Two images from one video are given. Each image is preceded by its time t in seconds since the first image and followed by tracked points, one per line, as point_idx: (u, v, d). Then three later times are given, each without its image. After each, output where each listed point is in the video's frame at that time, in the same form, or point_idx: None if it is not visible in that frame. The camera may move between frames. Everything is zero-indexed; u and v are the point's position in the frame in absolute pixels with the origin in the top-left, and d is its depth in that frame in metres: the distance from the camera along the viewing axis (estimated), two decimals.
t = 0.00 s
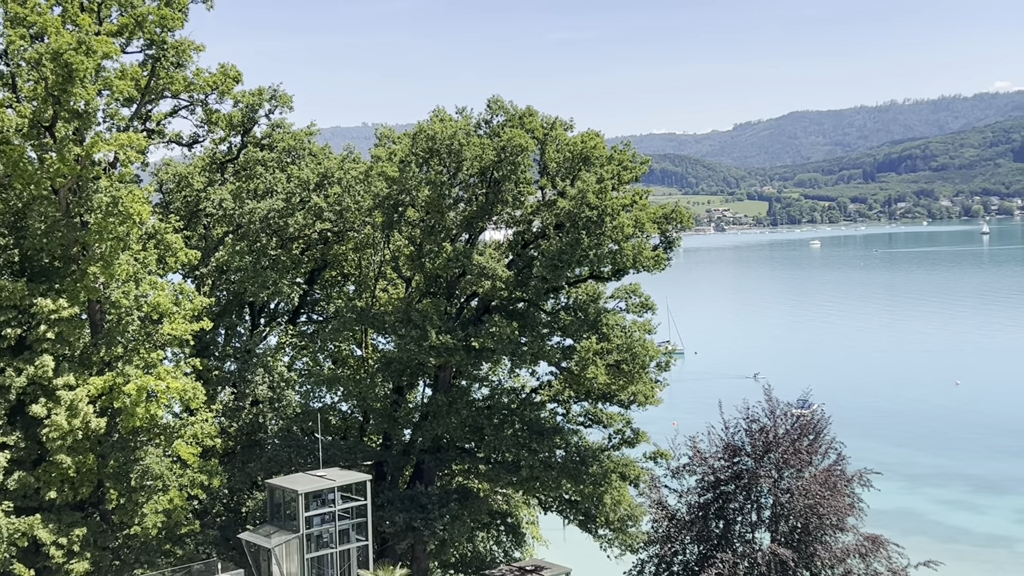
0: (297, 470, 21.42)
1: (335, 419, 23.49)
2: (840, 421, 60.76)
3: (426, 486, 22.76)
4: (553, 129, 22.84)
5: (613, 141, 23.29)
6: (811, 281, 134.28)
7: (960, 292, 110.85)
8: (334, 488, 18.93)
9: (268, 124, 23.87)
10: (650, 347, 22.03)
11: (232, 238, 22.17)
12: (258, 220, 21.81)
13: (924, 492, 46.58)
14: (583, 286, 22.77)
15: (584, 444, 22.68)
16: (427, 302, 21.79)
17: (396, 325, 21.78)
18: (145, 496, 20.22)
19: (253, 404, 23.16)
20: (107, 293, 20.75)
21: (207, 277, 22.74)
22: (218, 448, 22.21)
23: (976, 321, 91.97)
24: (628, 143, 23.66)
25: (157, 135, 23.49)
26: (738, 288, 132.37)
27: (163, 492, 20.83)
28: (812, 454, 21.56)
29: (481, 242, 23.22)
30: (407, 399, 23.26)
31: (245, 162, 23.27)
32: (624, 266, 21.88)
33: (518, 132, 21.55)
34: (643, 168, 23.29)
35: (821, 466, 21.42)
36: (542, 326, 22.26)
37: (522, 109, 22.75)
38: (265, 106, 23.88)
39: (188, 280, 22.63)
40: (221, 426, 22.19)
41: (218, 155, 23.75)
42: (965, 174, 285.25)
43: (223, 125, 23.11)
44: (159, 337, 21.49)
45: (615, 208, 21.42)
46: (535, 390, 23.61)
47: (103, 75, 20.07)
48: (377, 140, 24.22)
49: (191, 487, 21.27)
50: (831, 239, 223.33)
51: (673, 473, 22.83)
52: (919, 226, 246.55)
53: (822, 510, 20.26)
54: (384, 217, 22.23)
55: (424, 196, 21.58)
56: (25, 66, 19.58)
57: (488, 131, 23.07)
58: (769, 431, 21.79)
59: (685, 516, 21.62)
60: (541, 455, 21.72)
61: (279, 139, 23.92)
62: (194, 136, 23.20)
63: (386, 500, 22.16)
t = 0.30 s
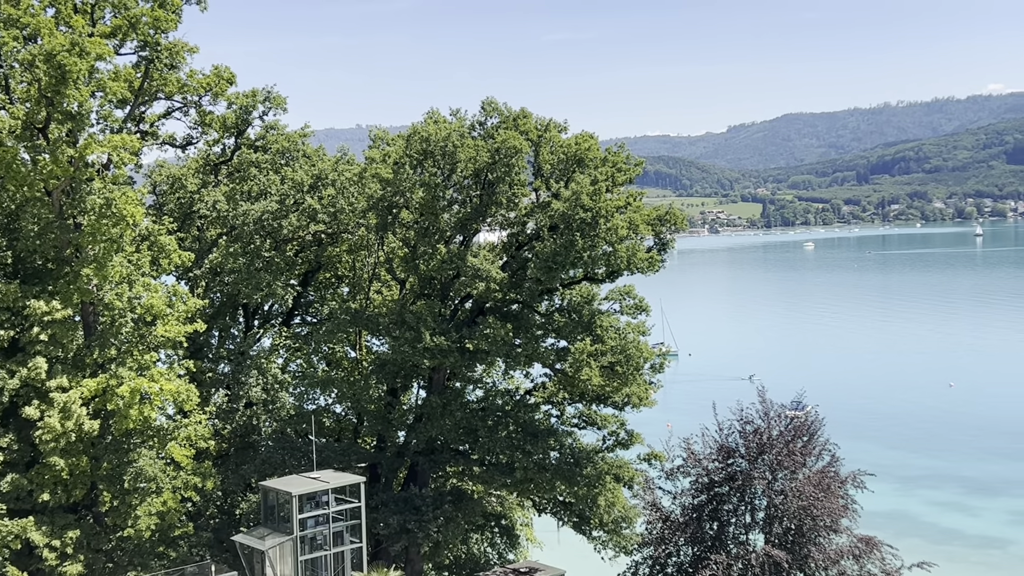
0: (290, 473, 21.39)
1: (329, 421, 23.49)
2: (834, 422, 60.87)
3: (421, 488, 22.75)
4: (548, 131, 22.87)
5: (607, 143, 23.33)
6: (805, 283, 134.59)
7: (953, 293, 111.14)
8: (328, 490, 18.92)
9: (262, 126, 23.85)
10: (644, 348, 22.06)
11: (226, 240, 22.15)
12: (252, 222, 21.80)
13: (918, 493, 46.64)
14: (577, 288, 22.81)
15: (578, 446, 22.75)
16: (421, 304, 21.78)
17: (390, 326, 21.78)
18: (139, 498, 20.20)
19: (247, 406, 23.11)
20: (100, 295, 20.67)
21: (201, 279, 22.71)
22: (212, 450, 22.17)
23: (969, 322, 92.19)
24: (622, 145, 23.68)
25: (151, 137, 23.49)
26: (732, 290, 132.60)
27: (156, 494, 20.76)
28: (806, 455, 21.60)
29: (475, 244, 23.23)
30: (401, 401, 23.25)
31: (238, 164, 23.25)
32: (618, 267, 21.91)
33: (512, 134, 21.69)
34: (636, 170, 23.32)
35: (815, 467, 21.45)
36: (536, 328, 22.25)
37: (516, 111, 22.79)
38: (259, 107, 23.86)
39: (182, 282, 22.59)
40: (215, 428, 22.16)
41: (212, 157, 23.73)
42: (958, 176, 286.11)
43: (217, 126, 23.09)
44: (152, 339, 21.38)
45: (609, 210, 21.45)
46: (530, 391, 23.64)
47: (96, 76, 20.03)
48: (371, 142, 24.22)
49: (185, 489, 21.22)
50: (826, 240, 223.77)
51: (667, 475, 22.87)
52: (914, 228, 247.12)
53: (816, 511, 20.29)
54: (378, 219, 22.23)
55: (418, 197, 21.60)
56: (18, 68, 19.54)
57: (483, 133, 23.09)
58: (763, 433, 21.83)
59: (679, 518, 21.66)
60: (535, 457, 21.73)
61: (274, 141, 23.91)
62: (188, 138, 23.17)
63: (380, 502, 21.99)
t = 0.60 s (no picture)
0: (282, 474, 21.35)
1: (321, 423, 23.46)
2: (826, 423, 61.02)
3: (413, 490, 22.72)
4: (540, 132, 22.88)
5: (598, 145, 23.34)
6: (796, 284, 134.93)
7: (944, 295, 111.52)
8: (320, 492, 18.90)
9: (253, 127, 23.81)
10: (636, 350, 22.07)
11: (217, 242, 22.11)
12: (244, 224, 21.76)
13: (910, 494, 46.73)
14: (569, 290, 22.84)
15: (571, 447, 22.73)
16: (413, 305, 21.74)
17: (382, 328, 21.75)
18: (130, 500, 20.13)
19: (239, 408, 23.06)
20: (91, 297, 20.56)
21: (192, 281, 22.64)
22: (204, 452, 22.10)
23: (961, 323, 92.50)
24: (614, 147, 23.70)
25: (142, 139, 23.46)
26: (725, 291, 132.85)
27: (148, 496, 20.64)
28: (798, 457, 21.62)
29: (467, 245, 23.21)
30: (393, 402, 23.23)
31: (230, 165, 23.21)
32: (610, 269, 21.93)
33: (504, 136, 21.63)
34: (628, 171, 23.33)
35: (806, 468, 21.48)
36: (528, 329, 22.25)
37: (508, 113, 22.78)
38: (251, 108, 23.84)
39: (173, 284, 22.53)
40: (207, 430, 22.10)
41: (203, 158, 23.71)
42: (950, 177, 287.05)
43: (208, 128, 23.03)
44: (144, 341, 21.24)
45: (601, 211, 21.47)
46: (522, 393, 23.65)
47: (87, 77, 19.97)
48: (363, 143, 24.20)
49: (176, 491, 21.13)
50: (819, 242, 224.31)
51: (659, 476, 22.87)
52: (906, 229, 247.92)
53: (808, 512, 20.30)
54: (370, 220, 22.20)
55: (410, 199, 21.57)
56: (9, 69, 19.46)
57: (475, 134, 23.07)
58: (755, 434, 21.83)
59: (671, 519, 21.66)
60: (527, 458, 21.73)
61: (265, 142, 23.88)
62: (179, 139, 23.12)
63: (372, 504, 21.95)
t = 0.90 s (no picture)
0: (271, 477, 21.30)
1: (311, 425, 23.42)
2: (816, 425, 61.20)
3: (403, 492, 22.66)
4: (530, 134, 22.90)
5: (589, 146, 23.35)
6: (786, 286, 135.37)
7: (933, 297, 112.05)
8: (309, 494, 18.87)
9: (243, 128, 23.76)
10: (626, 351, 22.11)
11: (207, 243, 22.04)
12: (233, 226, 21.69)
13: (900, 495, 46.89)
14: (559, 291, 22.89)
15: (561, 449, 22.74)
16: (404, 307, 21.71)
17: (372, 330, 21.72)
18: (119, 502, 20.03)
19: (228, 410, 22.98)
20: (80, 299, 20.47)
21: (182, 283, 22.56)
22: (193, 454, 22.01)
23: (949, 324, 92.95)
24: (604, 148, 23.70)
25: (131, 140, 23.38)
26: (717, 293, 133.09)
27: (136, 499, 20.54)
28: (788, 458, 21.64)
29: (458, 247, 23.18)
30: (383, 404, 23.19)
31: (219, 167, 23.15)
32: (600, 271, 21.95)
33: (494, 138, 21.61)
34: (619, 173, 23.36)
35: (796, 469, 21.50)
36: (518, 331, 22.24)
37: (499, 115, 22.76)
38: (241, 109, 23.79)
39: (162, 285, 22.43)
40: (196, 432, 22.01)
41: (192, 159, 23.65)
42: (940, 179, 288.30)
43: (198, 129, 22.96)
44: (133, 343, 21.16)
45: (591, 213, 21.49)
46: (512, 394, 23.65)
47: (76, 79, 19.90)
48: (353, 144, 24.17)
49: (166, 493, 21.01)
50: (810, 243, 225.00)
51: (649, 478, 22.87)
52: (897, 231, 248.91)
53: (797, 513, 20.34)
54: (360, 222, 22.15)
55: (400, 201, 21.56)
56: None
57: (465, 136, 23.06)
58: (745, 436, 21.85)
59: (661, 520, 21.69)
60: (518, 460, 21.72)
61: (255, 143, 23.84)
62: (169, 141, 23.05)
63: (362, 506, 21.89)
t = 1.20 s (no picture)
0: (259, 479, 21.22)
1: (299, 428, 23.35)
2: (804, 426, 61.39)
3: (391, 494, 22.62)
4: (518, 136, 22.95)
5: (577, 148, 23.39)
6: (772, 287, 135.91)
7: (919, 299, 112.69)
8: (297, 497, 18.80)
9: (230, 130, 23.69)
10: (614, 353, 22.16)
11: (194, 245, 21.96)
12: (220, 227, 21.61)
13: (887, 495, 47.07)
14: (547, 293, 22.91)
15: (549, 450, 22.77)
16: (392, 308, 21.69)
17: (360, 332, 21.68)
18: (105, 505, 19.90)
19: (216, 412, 22.86)
20: (66, 301, 20.37)
21: (169, 285, 22.46)
22: (180, 457, 21.87)
23: (935, 326, 93.45)
24: (592, 151, 23.74)
25: (118, 141, 23.28)
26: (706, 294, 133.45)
27: (123, 501, 20.41)
28: (775, 459, 21.70)
29: (446, 248, 23.17)
30: (371, 406, 23.15)
31: (207, 168, 23.09)
32: (588, 272, 22.00)
33: (483, 140, 21.63)
34: (606, 175, 23.47)
35: (783, 471, 21.55)
36: (506, 333, 22.24)
37: (487, 117, 22.78)
38: (228, 111, 23.71)
39: (149, 288, 22.31)
40: (183, 434, 21.89)
41: (180, 161, 23.58)
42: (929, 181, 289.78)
43: (185, 130, 22.88)
44: (120, 345, 21.04)
45: (579, 215, 21.54)
46: (500, 396, 23.66)
47: (63, 80, 19.79)
48: (340, 146, 24.13)
49: (153, 496, 20.84)
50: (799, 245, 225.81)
51: (637, 479, 22.88)
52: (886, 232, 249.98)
53: (785, 514, 20.39)
54: (347, 224, 22.10)
55: (388, 203, 21.56)
56: None
57: (453, 138, 23.06)
58: (732, 437, 21.90)
59: (649, 522, 21.72)
60: (506, 462, 21.74)
61: (242, 145, 23.78)
62: (156, 142, 22.96)
63: (350, 508, 21.87)
